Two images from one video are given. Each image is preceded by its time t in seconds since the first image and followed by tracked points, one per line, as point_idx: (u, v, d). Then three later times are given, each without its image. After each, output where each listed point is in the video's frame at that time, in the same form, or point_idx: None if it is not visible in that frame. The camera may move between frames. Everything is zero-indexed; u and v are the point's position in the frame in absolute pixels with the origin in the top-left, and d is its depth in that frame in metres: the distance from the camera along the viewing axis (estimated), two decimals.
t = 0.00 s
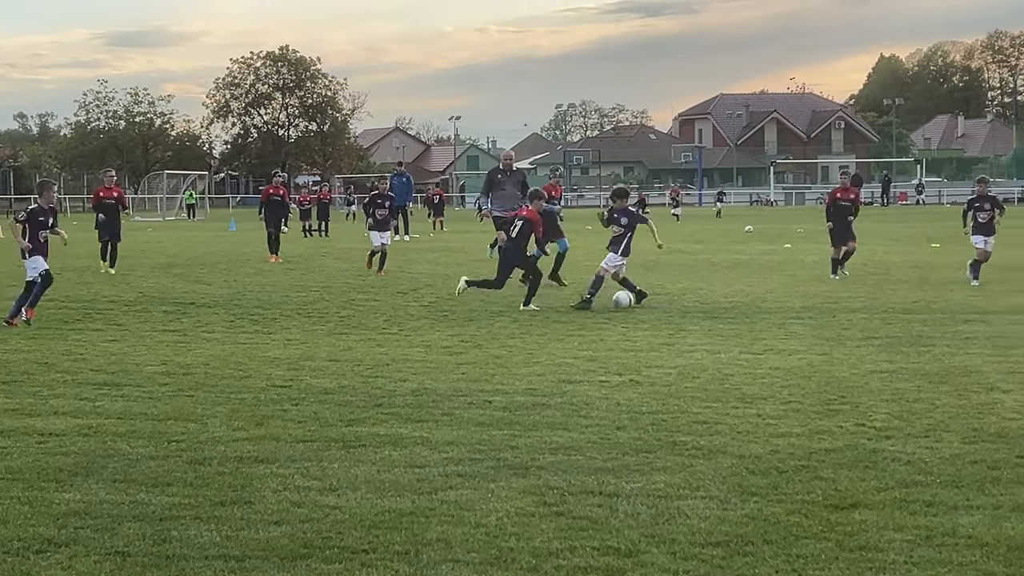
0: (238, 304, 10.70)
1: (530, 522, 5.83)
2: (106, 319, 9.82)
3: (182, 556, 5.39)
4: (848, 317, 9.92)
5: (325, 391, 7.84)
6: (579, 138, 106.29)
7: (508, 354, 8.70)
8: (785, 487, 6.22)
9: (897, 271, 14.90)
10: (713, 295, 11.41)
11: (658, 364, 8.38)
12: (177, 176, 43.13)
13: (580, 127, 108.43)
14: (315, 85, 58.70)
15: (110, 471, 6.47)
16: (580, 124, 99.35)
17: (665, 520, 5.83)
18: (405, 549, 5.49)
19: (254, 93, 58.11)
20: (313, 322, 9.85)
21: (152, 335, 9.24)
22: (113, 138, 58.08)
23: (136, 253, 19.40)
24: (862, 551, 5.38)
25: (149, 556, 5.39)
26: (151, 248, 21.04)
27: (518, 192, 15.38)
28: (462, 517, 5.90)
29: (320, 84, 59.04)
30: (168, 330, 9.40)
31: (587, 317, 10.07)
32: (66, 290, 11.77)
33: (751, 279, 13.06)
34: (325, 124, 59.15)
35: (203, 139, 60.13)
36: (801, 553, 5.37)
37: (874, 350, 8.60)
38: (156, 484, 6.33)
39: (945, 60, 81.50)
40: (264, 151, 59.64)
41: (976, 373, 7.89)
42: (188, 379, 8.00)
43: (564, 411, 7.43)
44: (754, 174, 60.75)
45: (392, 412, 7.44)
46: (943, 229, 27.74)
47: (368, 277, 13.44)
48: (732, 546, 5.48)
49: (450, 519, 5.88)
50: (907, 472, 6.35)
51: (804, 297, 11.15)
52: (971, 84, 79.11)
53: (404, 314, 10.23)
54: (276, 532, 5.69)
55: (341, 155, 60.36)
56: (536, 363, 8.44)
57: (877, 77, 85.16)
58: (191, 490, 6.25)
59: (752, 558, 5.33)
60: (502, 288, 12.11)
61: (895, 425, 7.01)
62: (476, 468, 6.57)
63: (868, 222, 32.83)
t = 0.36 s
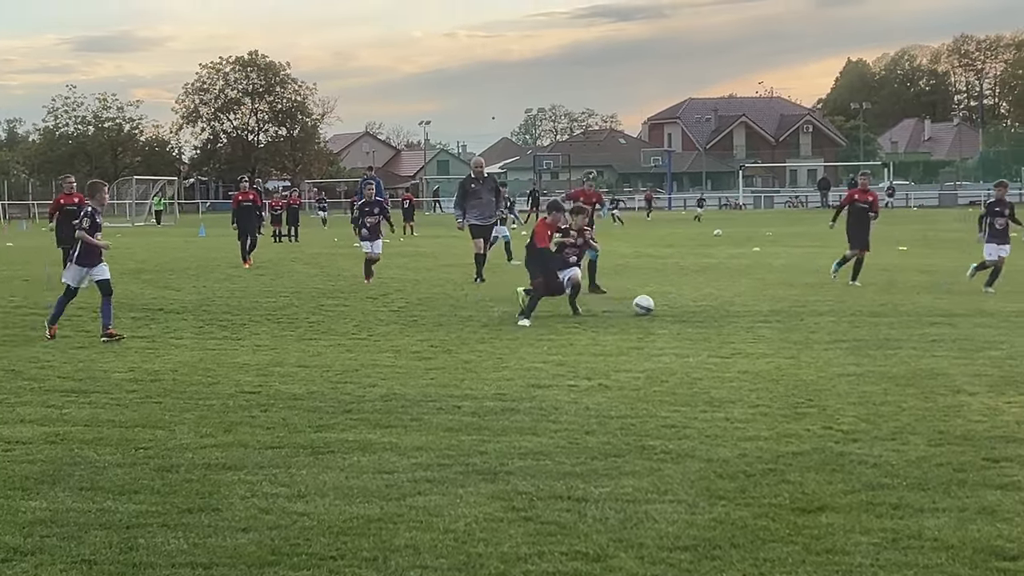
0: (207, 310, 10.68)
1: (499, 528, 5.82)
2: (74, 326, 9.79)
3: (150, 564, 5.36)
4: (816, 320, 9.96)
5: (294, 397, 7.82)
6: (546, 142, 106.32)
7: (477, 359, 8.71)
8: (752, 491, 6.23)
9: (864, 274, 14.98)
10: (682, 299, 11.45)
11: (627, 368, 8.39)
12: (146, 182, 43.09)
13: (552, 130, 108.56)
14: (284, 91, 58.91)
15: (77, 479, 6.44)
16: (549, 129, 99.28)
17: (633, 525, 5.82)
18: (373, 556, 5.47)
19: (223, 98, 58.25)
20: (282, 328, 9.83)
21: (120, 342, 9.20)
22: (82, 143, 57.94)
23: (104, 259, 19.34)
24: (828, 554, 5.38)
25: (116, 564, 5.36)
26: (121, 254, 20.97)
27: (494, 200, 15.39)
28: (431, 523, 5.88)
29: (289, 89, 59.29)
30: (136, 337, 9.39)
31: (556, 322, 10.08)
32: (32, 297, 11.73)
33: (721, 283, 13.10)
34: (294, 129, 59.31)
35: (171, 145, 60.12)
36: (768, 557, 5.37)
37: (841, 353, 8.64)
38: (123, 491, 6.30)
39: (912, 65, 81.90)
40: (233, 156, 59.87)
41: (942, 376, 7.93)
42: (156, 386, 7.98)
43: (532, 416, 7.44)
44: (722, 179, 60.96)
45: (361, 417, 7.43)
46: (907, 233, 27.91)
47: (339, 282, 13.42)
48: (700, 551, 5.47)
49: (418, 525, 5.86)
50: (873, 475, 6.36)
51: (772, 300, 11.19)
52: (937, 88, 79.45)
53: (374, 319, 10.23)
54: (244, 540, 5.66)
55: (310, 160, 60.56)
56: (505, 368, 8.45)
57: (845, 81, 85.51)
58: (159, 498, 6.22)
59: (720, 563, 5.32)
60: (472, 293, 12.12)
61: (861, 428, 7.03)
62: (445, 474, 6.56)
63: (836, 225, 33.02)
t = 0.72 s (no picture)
0: (177, 316, 10.66)
1: (469, 533, 5.76)
2: (43, 333, 9.74)
3: (116, 572, 5.28)
4: (786, 323, 9.99)
5: (265, 403, 7.80)
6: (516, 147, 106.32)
7: (448, 363, 8.70)
8: (722, 495, 6.20)
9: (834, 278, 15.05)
10: (653, 303, 11.49)
11: (598, 372, 8.40)
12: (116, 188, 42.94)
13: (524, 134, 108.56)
14: (255, 96, 58.86)
15: (45, 487, 6.38)
16: (520, 134, 99.25)
17: (604, 529, 5.76)
18: (342, 562, 5.40)
19: (194, 103, 58.17)
20: (253, 333, 9.81)
21: (90, 348, 9.17)
22: (51, 149, 57.57)
23: (73, 266, 19.24)
24: (798, 557, 5.33)
25: (81, 572, 5.28)
26: (91, 260, 20.88)
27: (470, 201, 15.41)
28: (400, 529, 5.82)
29: (260, 95, 59.30)
30: (106, 343, 9.36)
31: (527, 326, 10.09)
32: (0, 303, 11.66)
33: (693, 287, 13.14)
34: (265, 135, 59.25)
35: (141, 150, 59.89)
36: (739, 560, 5.31)
37: (811, 357, 8.66)
38: (92, 499, 6.24)
39: (880, 69, 82.33)
40: (203, 162, 59.71)
41: (911, 379, 7.96)
42: (125, 393, 7.94)
43: (503, 421, 7.42)
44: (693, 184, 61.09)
45: (331, 423, 7.41)
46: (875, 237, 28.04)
47: (311, 287, 13.41)
48: (670, 554, 5.41)
49: (388, 530, 5.80)
50: (843, 478, 6.35)
51: (743, 304, 11.23)
52: (905, 92, 79.75)
53: (345, 324, 10.23)
54: (212, 546, 5.59)
55: (280, 165, 60.55)
56: (476, 373, 8.45)
57: (815, 86, 85.84)
58: (127, 505, 6.16)
59: (690, 566, 5.26)
60: (445, 298, 12.13)
61: (831, 432, 7.03)
62: (415, 479, 6.52)
63: (808, 228, 33.16)
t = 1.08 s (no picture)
0: (152, 322, 10.63)
1: (445, 537, 5.74)
2: (16, 338, 9.70)
3: None
4: (762, 327, 10.01)
5: (240, 408, 7.77)
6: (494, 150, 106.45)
7: (424, 368, 8.69)
8: (698, 498, 6.19)
9: (810, 281, 15.09)
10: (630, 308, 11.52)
11: (574, 376, 8.40)
12: (90, 193, 42.81)
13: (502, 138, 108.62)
14: (229, 100, 58.83)
15: (19, 493, 6.33)
16: (495, 137, 99.26)
17: (580, 533, 5.75)
18: (319, 568, 5.37)
19: (168, 107, 58.16)
20: (228, 338, 9.79)
21: (64, 354, 9.13)
22: (25, 154, 57.36)
23: (47, 271, 19.15)
24: (774, 560, 5.33)
25: None
26: (65, 266, 20.79)
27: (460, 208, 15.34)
28: (377, 534, 5.80)
29: (235, 99, 59.31)
30: (80, 348, 9.33)
31: (504, 331, 10.08)
32: None
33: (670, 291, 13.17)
34: (240, 140, 59.19)
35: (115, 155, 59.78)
36: (715, 563, 5.30)
37: (786, 360, 8.68)
38: (66, 505, 6.19)
39: (855, 73, 82.76)
40: (178, 167, 59.75)
41: (886, 382, 7.98)
42: (100, 399, 7.91)
43: (480, 425, 7.41)
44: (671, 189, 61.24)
45: (307, 428, 7.38)
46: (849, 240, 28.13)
47: (287, 292, 13.40)
48: (646, 558, 5.40)
49: (365, 535, 5.77)
50: (819, 481, 6.35)
51: (719, 307, 11.26)
52: (879, 96, 80.07)
53: (320, 329, 10.21)
54: (188, 552, 5.55)
55: (255, 170, 60.57)
56: (452, 377, 8.44)
57: (791, 90, 86.13)
58: (102, 511, 6.11)
59: (666, 569, 5.24)
60: (422, 302, 12.13)
61: (806, 435, 7.05)
62: (391, 484, 6.50)
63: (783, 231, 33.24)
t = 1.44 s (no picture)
0: (134, 325, 10.61)
1: (429, 541, 5.74)
2: None
3: None
4: (744, 329, 10.05)
5: (222, 412, 7.75)
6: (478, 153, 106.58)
7: (407, 371, 8.69)
8: (681, 500, 6.19)
9: (792, 283, 15.15)
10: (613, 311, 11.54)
11: (556, 379, 8.41)
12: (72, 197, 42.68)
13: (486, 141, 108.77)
14: (212, 103, 58.74)
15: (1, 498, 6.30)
16: (479, 140, 99.36)
17: (563, 536, 5.75)
18: (301, 572, 5.36)
19: (151, 111, 58.08)
20: (211, 342, 9.78)
21: (46, 358, 9.10)
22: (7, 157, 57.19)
23: (28, 275, 19.07)
24: (757, 562, 5.33)
25: None
26: (47, 270, 20.70)
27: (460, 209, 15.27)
28: (360, 537, 5.79)
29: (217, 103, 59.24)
30: (63, 353, 9.30)
31: (488, 334, 10.10)
32: None
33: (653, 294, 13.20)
34: (223, 142, 59.10)
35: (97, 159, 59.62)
36: (697, 566, 5.31)
37: (769, 362, 8.71)
38: (49, 509, 6.17)
39: (837, 75, 83.15)
40: (160, 171, 59.65)
41: (868, 384, 8.01)
42: (82, 403, 7.88)
43: (463, 428, 7.41)
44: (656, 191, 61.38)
45: (290, 432, 7.37)
46: (830, 242, 28.23)
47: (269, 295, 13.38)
48: (630, 560, 5.40)
49: (348, 539, 5.77)
50: (801, 482, 6.36)
51: (701, 309, 11.29)
52: (861, 98, 80.47)
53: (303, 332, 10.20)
54: (171, 556, 5.53)
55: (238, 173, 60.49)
56: (435, 380, 8.44)
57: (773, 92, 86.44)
58: (84, 515, 6.09)
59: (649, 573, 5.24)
60: (405, 305, 12.13)
61: (789, 437, 7.07)
62: (374, 488, 6.49)
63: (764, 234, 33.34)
